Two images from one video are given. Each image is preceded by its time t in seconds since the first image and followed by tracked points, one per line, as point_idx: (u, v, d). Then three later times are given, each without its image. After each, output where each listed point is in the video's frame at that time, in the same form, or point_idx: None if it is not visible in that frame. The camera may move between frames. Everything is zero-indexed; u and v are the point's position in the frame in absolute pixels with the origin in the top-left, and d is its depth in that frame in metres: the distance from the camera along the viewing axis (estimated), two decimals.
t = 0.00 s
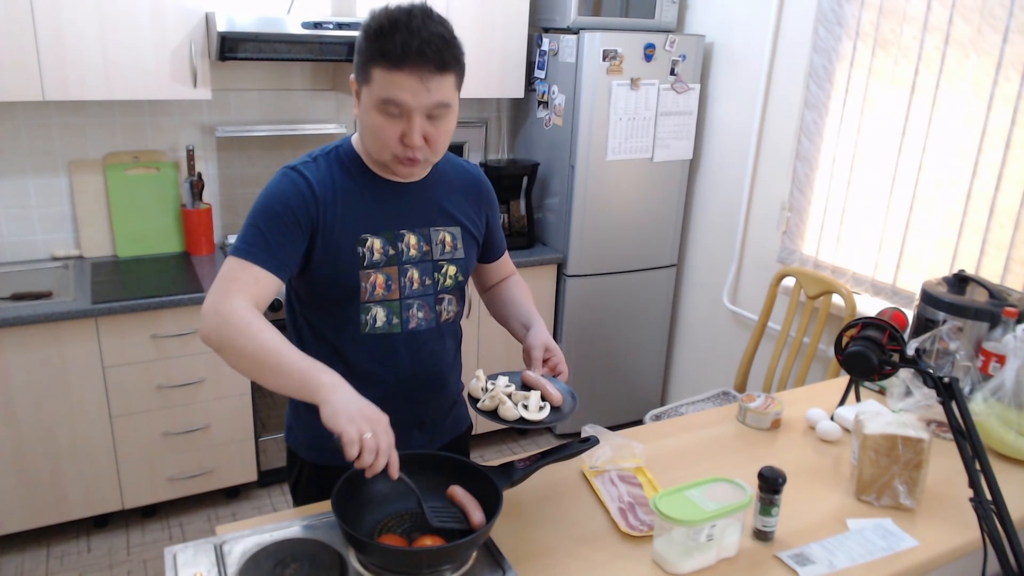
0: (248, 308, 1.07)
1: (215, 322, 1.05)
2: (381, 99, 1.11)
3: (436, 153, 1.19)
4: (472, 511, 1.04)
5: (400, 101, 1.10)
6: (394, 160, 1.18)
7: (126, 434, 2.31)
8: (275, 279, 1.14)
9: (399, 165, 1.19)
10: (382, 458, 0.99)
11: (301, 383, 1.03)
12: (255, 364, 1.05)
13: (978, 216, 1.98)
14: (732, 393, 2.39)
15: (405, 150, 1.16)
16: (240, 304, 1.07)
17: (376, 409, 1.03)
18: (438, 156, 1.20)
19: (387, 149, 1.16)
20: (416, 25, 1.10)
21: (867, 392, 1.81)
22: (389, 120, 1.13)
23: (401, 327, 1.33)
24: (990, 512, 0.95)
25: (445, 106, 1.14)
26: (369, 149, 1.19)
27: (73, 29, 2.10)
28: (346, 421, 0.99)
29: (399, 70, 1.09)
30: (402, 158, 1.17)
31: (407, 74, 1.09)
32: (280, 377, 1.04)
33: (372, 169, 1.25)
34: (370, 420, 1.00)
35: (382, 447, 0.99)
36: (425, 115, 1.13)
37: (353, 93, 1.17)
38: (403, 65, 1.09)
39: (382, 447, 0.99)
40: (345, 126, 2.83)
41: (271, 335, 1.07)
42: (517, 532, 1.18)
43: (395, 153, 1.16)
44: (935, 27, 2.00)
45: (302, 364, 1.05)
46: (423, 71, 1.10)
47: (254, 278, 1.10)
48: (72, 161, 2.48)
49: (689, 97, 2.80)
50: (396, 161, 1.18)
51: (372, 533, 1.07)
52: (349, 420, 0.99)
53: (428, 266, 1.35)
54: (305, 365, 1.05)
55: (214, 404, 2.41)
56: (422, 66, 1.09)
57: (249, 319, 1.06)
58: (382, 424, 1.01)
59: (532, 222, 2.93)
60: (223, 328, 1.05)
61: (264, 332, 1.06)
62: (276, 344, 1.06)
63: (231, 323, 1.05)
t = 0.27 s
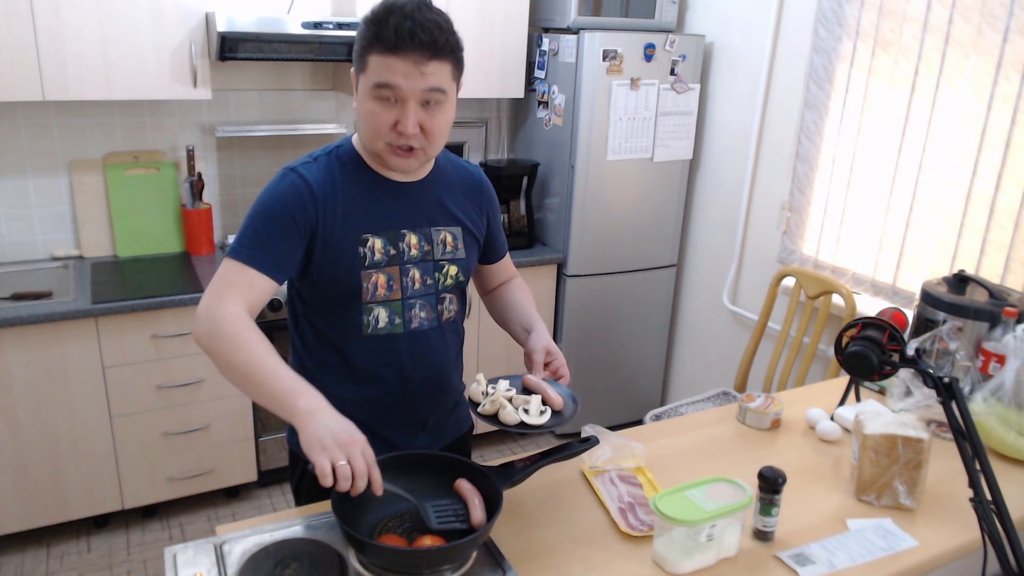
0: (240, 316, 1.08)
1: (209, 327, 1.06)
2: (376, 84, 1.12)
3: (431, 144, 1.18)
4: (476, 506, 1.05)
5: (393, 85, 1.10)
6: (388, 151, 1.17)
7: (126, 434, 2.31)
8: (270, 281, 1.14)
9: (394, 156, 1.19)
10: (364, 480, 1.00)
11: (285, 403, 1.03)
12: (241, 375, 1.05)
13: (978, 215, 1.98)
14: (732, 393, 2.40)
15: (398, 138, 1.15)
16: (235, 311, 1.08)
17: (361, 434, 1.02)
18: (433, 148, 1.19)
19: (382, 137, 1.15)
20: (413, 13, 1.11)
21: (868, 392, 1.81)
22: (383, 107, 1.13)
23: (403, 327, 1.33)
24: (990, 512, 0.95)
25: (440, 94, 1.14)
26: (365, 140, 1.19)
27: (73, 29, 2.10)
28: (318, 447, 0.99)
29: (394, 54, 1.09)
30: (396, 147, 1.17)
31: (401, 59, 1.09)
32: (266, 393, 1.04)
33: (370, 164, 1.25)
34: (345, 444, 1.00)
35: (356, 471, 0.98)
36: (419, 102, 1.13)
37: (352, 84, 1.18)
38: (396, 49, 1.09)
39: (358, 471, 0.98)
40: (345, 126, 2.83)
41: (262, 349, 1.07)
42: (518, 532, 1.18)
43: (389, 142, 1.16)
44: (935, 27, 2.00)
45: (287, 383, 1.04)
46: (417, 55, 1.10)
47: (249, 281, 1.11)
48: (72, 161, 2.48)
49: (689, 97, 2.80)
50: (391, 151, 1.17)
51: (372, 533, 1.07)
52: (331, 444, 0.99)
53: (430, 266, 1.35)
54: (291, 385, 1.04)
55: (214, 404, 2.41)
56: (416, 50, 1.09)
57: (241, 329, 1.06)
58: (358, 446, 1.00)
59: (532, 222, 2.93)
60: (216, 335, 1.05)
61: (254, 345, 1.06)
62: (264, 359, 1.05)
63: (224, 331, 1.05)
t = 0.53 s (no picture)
0: (236, 324, 1.09)
1: (205, 336, 1.08)
2: (389, 110, 1.11)
3: (440, 158, 1.20)
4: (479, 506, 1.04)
5: (408, 111, 1.11)
6: (399, 166, 1.19)
7: (126, 434, 2.31)
8: (264, 286, 1.14)
9: (404, 169, 1.20)
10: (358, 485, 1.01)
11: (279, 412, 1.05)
12: (236, 382, 1.08)
13: (978, 216, 1.98)
14: (732, 393, 2.40)
15: (412, 158, 1.17)
16: (230, 319, 1.09)
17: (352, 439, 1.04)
18: (441, 160, 1.21)
19: (394, 157, 1.16)
20: (423, 36, 1.10)
21: (868, 392, 1.81)
22: (396, 130, 1.13)
23: (401, 328, 1.33)
24: (990, 511, 0.95)
25: (452, 114, 1.15)
26: (373, 156, 1.19)
27: (73, 29, 2.10)
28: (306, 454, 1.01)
29: (409, 82, 1.09)
30: (406, 163, 1.18)
31: (417, 87, 1.09)
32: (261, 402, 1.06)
33: (371, 172, 1.25)
34: (331, 449, 1.01)
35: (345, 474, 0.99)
36: (432, 124, 1.14)
37: (355, 100, 1.16)
38: (411, 77, 1.09)
39: (347, 475, 0.99)
40: (345, 126, 2.83)
41: (257, 357, 1.09)
42: (518, 531, 1.19)
43: (400, 160, 1.17)
44: (935, 26, 2.00)
45: (280, 392, 1.06)
46: (432, 82, 1.10)
47: (240, 286, 1.12)
48: (72, 161, 2.48)
49: (689, 97, 2.80)
50: (401, 166, 1.19)
51: (372, 533, 1.07)
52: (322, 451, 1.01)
53: (426, 267, 1.35)
54: (284, 394, 1.06)
55: (214, 404, 2.41)
56: (431, 77, 1.10)
57: (236, 338, 1.08)
58: (346, 450, 1.01)
59: (532, 222, 2.93)
60: (212, 345, 1.07)
61: (248, 355, 1.08)
62: (258, 368, 1.07)
63: (220, 340, 1.07)
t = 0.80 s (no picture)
0: (228, 319, 1.10)
1: (197, 333, 1.09)
2: (385, 111, 1.11)
3: (437, 157, 1.20)
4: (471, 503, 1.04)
5: (405, 112, 1.11)
6: (396, 167, 1.19)
7: (126, 434, 2.31)
8: (258, 285, 1.15)
9: (401, 170, 1.20)
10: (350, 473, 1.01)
11: (271, 404, 1.05)
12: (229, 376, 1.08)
13: (978, 216, 1.98)
14: (732, 393, 2.39)
15: (409, 158, 1.17)
16: (222, 315, 1.10)
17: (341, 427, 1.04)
18: (438, 159, 1.21)
19: (391, 158, 1.16)
20: (418, 36, 1.10)
21: (867, 392, 1.81)
22: (393, 131, 1.13)
23: (398, 328, 1.33)
24: (990, 511, 0.95)
25: (448, 114, 1.15)
26: (370, 156, 1.19)
27: (73, 29, 2.10)
28: (298, 442, 1.01)
29: (406, 83, 1.09)
30: (404, 163, 1.18)
31: (413, 87, 1.09)
32: (254, 396, 1.07)
33: (368, 172, 1.25)
34: (323, 437, 1.01)
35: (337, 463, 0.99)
36: (429, 124, 1.14)
37: (351, 101, 1.16)
38: (407, 78, 1.09)
39: (339, 463, 1.00)
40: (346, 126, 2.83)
41: (249, 350, 1.09)
42: (518, 531, 1.19)
43: (398, 161, 1.17)
44: (935, 26, 2.00)
45: (272, 384, 1.07)
46: (428, 82, 1.10)
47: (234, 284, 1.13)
48: (72, 161, 2.48)
49: (689, 97, 2.80)
50: (398, 166, 1.19)
51: (372, 533, 1.07)
52: (311, 441, 1.01)
53: (423, 266, 1.35)
54: (275, 385, 1.06)
55: (214, 404, 2.41)
56: (427, 77, 1.10)
57: (228, 332, 1.09)
58: (337, 439, 1.01)
59: (532, 222, 2.93)
60: (205, 341, 1.08)
61: (240, 348, 1.08)
62: (250, 360, 1.08)
63: (212, 335, 1.08)
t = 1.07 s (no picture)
0: (224, 314, 1.10)
1: (194, 328, 1.09)
2: (384, 109, 1.11)
3: (436, 155, 1.20)
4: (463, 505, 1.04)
5: (404, 110, 1.11)
6: (395, 165, 1.19)
7: (126, 434, 2.31)
8: (254, 281, 1.15)
9: (400, 168, 1.20)
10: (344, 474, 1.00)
11: (266, 400, 1.05)
12: (225, 372, 1.08)
13: (978, 216, 1.98)
14: (732, 393, 2.40)
15: (408, 156, 1.17)
16: (219, 310, 1.10)
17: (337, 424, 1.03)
18: (437, 158, 1.22)
19: (390, 156, 1.16)
20: (417, 33, 1.10)
21: (867, 392, 1.81)
22: (392, 129, 1.13)
23: (393, 327, 1.33)
24: (990, 511, 0.95)
25: (447, 112, 1.15)
26: (369, 155, 1.19)
27: (73, 30, 2.10)
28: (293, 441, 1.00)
29: (404, 80, 1.09)
30: (402, 161, 1.18)
31: (412, 85, 1.09)
32: (250, 391, 1.07)
33: (366, 171, 1.25)
34: (317, 436, 1.00)
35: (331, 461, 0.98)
36: (428, 122, 1.14)
37: (350, 100, 1.16)
38: (406, 76, 1.09)
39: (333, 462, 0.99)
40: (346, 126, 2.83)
41: (246, 346, 1.09)
42: (518, 532, 1.19)
43: (397, 159, 1.17)
44: (935, 26, 2.00)
45: (267, 380, 1.06)
46: (427, 80, 1.10)
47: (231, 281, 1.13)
48: (72, 161, 2.48)
49: (689, 97, 2.80)
50: (397, 164, 1.19)
51: (372, 533, 1.07)
52: (305, 440, 1.00)
53: (420, 266, 1.34)
54: (271, 381, 1.06)
55: (214, 404, 2.41)
56: (426, 75, 1.10)
57: (224, 327, 1.09)
58: (331, 437, 1.00)
59: (532, 222, 2.93)
60: (202, 336, 1.08)
61: (237, 343, 1.09)
62: (246, 355, 1.08)
63: (208, 330, 1.08)
